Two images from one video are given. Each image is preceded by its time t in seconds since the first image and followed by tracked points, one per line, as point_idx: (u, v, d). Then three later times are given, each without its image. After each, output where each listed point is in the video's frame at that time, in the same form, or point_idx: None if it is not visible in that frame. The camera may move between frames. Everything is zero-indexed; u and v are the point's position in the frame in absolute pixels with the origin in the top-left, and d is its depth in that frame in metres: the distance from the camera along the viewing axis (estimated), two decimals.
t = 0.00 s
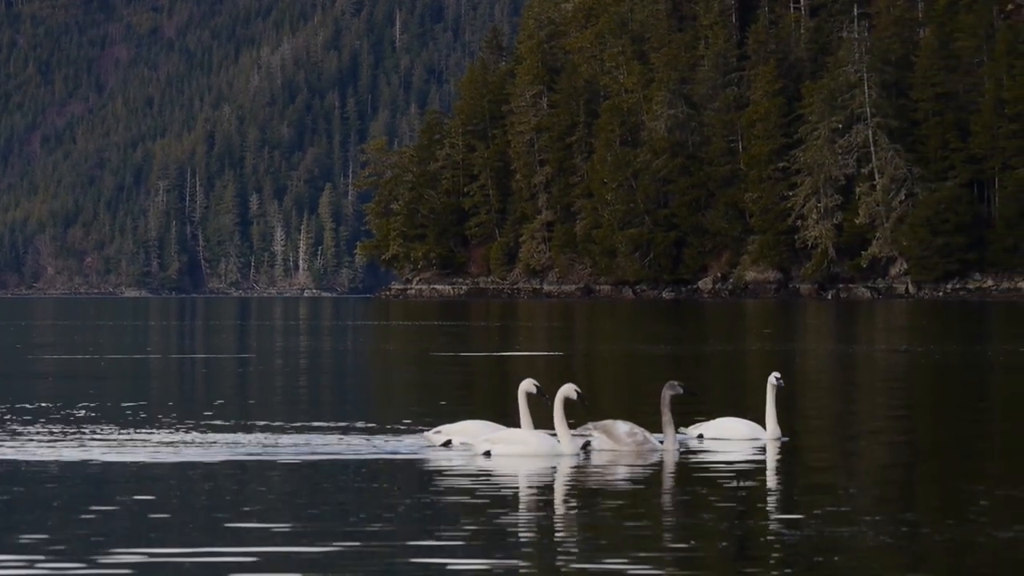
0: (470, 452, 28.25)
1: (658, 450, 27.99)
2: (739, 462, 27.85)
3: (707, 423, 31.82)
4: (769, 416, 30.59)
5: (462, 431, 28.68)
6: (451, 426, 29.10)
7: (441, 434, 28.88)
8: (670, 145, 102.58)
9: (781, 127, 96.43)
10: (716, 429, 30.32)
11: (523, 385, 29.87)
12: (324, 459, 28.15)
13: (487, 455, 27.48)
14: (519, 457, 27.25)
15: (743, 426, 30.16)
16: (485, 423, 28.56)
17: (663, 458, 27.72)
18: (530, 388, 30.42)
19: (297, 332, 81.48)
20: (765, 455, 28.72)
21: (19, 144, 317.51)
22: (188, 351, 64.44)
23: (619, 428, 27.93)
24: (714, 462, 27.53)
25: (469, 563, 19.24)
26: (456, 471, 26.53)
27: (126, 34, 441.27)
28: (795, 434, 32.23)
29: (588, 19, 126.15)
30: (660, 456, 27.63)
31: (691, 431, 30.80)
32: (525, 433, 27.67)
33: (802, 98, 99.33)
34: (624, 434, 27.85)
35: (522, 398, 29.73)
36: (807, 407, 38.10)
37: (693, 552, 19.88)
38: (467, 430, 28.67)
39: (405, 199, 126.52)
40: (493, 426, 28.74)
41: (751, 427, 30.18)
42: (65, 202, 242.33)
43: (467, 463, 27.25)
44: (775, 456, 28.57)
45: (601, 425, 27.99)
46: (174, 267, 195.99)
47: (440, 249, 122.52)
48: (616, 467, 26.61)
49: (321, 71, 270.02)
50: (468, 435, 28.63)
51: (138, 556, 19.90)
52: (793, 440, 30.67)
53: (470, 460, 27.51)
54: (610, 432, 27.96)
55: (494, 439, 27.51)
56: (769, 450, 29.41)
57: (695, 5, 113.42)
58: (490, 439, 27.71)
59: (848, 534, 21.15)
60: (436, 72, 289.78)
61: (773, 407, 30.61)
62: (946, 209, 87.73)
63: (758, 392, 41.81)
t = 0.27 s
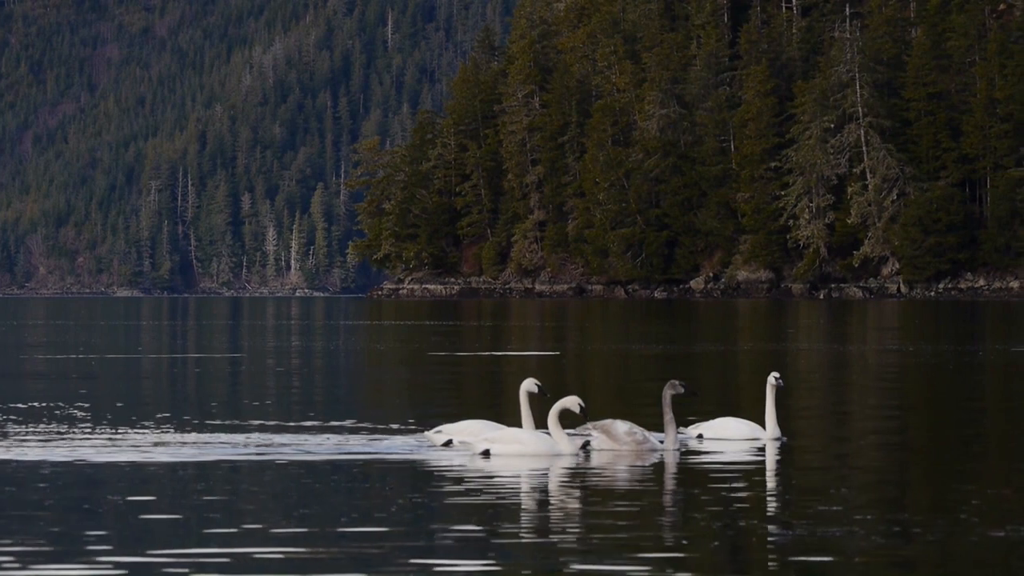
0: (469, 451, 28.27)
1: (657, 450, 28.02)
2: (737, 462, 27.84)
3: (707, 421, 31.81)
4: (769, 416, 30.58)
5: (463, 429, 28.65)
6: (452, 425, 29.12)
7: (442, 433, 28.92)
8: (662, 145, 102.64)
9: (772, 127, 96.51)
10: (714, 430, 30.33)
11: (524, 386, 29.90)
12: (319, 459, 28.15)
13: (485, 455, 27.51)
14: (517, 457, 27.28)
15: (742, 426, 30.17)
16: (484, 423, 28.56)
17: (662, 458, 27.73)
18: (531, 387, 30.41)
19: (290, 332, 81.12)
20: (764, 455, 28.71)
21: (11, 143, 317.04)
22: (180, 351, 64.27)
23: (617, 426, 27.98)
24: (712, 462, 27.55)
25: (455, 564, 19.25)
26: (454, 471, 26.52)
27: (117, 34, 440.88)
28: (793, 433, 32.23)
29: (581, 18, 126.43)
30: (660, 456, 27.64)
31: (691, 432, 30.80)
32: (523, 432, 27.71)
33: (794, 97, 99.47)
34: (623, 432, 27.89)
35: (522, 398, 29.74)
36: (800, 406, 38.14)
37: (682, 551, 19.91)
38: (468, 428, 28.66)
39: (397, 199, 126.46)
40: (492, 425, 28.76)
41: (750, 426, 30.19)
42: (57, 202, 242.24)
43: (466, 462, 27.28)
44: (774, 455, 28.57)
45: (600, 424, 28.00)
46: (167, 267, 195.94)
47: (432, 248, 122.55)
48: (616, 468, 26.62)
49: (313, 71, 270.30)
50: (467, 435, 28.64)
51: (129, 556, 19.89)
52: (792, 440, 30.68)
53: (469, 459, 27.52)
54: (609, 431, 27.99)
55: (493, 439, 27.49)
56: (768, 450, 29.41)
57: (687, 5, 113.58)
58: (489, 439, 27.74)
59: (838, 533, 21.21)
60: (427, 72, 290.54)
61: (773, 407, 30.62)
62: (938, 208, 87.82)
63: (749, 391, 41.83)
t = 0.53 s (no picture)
0: (469, 451, 28.29)
1: (657, 450, 28.04)
2: (736, 461, 27.86)
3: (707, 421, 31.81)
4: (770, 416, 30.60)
5: (464, 429, 28.65)
6: (453, 424, 29.12)
7: (443, 433, 28.93)
8: (654, 144, 102.70)
9: (764, 127, 96.60)
10: (714, 429, 30.35)
11: (525, 386, 29.91)
12: (316, 459, 28.17)
13: (484, 455, 27.52)
14: (517, 457, 27.29)
15: (743, 426, 30.17)
16: (484, 422, 28.58)
17: (662, 457, 27.76)
18: (533, 387, 30.42)
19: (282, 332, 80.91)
20: (762, 455, 28.74)
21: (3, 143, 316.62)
22: (172, 351, 64.12)
23: (617, 425, 27.99)
24: (712, 462, 27.57)
25: (445, 565, 19.25)
26: (454, 470, 26.54)
27: (109, 34, 440.45)
28: (790, 433, 32.26)
29: (573, 19, 126.52)
30: (660, 456, 27.67)
31: (692, 432, 30.82)
32: (523, 432, 27.72)
33: (786, 97, 99.56)
34: (623, 432, 27.91)
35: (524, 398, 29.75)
36: (794, 406, 38.17)
37: (673, 550, 19.95)
38: (470, 428, 28.66)
39: (389, 198, 126.35)
40: (493, 424, 28.75)
41: (750, 426, 30.20)
42: (48, 201, 241.93)
43: (465, 462, 27.30)
44: (773, 455, 28.58)
45: (601, 423, 28.01)
46: (158, 267, 195.70)
47: (425, 248, 122.47)
48: (616, 467, 26.65)
49: (305, 71, 270.30)
50: (469, 434, 28.66)
51: (118, 556, 19.88)
52: (792, 441, 30.68)
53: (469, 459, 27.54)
54: (610, 430, 28.00)
55: (492, 439, 27.51)
56: (768, 450, 29.43)
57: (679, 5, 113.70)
58: (488, 438, 27.75)
59: (832, 533, 21.23)
60: (419, 72, 290.53)
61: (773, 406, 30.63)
62: (930, 208, 87.98)
63: (742, 391, 41.88)
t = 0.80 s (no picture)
0: (469, 451, 28.31)
1: (657, 450, 28.12)
2: (736, 462, 27.90)
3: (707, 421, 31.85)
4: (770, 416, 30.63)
5: (464, 429, 28.69)
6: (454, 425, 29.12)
7: (445, 433, 28.96)
8: (646, 145, 102.73)
9: (756, 127, 96.66)
10: (715, 429, 30.38)
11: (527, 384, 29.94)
12: (313, 459, 28.20)
13: (483, 454, 27.57)
14: (516, 456, 27.29)
15: (743, 426, 30.20)
16: (486, 423, 28.57)
17: (663, 457, 27.81)
18: (534, 387, 30.46)
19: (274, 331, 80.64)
20: (762, 455, 28.77)
21: None
22: (164, 351, 63.88)
23: (618, 425, 28.02)
24: (711, 462, 27.63)
25: (436, 566, 19.25)
26: (452, 471, 26.56)
27: (101, 34, 439.59)
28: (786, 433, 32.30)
29: (565, 18, 126.52)
30: (661, 455, 27.70)
31: (691, 431, 30.85)
32: (524, 432, 27.76)
33: (778, 97, 99.64)
34: (624, 431, 27.96)
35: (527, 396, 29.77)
36: (787, 406, 38.20)
37: (665, 551, 19.95)
38: (470, 427, 28.70)
39: (381, 198, 126.18)
40: (494, 425, 28.78)
41: (750, 426, 30.22)
42: (40, 201, 241.38)
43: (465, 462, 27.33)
44: (772, 456, 28.61)
45: (601, 422, 28.04)
46: (151, 267, 195.32)
47: (417, 248, 122.35)
48: (614, 467, 26.69)
49: (297, 71, 270.09)
50: (469, 433, 28.69)
51: (110, 556, 19.85)
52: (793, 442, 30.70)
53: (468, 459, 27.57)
54: (610, 430, 28.03)
55: (492, 438, 27.55)
56: (767, 450, 29.47)
57: (671, 5, 113.77)
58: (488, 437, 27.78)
59: (823, 534, 21.26)
60: (412, 72, 290.35)
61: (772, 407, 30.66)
62: (922, 208, 88.09)
63: (735, 391, 41.90)
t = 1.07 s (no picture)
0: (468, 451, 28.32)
1: (658, 450, 28.15)
2: (736, 462, 27.93)
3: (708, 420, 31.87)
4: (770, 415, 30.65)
5: (466, 427, 28.69)
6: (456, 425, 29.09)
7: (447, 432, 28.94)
8: (639, 144, 102.75)
9: (749, 126, 96.73)
10: (714, 429, 30.40)
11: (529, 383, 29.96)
12: (309, 458, 28.20)
13: (484, 454, 27.60)
14: (516, 456, 27.32)
15: (744, 426, 30.21)
16: (488, 422, 28.57)
17: (664, 457, 27.82)
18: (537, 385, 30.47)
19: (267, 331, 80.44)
20: (761, 455, 28.81)
21: None
22: (156, 351, 63.74)
23: (621, 424, 27.96)
24: (712, 462, 27.63)
25: (428, 566, 19.25)
26: (452, 470, 26.57)
27: (94, 35, 439.34)
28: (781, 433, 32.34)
29: (558, 18, 126.55)
30: (662, 456, 27.72)
31: (691, 431, 30.86)
32: (524, 432, 27.77)
33: (770, 97, 99.71)
34: (626, 430, 27.92)
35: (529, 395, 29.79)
36: (782, 406, 38.22)
37: (657, 552, 19.97)
38: (471, 426, 28.70)
39: (374, 198, 126.05)
40: (496, 424, 28.79)
41: (750, 426, 30.26)
42: (32, 201, 240.97)
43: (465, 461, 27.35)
44: (771, 456, 28.64)
45: (603, 420, 27.98)
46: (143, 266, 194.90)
47: (409, 248, 122.27)
48: (614, 467, 26.70)
49: (289, 71, 270.00)
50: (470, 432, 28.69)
51: (102, 557, 19.85)
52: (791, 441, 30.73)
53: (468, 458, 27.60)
54: (613, 428, 27.95)
55: (493, 437, 27.57)
56: (766, 450, 29.51)
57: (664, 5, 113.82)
58: (488, 437, 27.78)
59: (815, 533, 21.29)
60: (404, 72, 290.08)
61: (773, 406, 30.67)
62: (915, 207, 88.17)
63: (728, 391, 41.93)
